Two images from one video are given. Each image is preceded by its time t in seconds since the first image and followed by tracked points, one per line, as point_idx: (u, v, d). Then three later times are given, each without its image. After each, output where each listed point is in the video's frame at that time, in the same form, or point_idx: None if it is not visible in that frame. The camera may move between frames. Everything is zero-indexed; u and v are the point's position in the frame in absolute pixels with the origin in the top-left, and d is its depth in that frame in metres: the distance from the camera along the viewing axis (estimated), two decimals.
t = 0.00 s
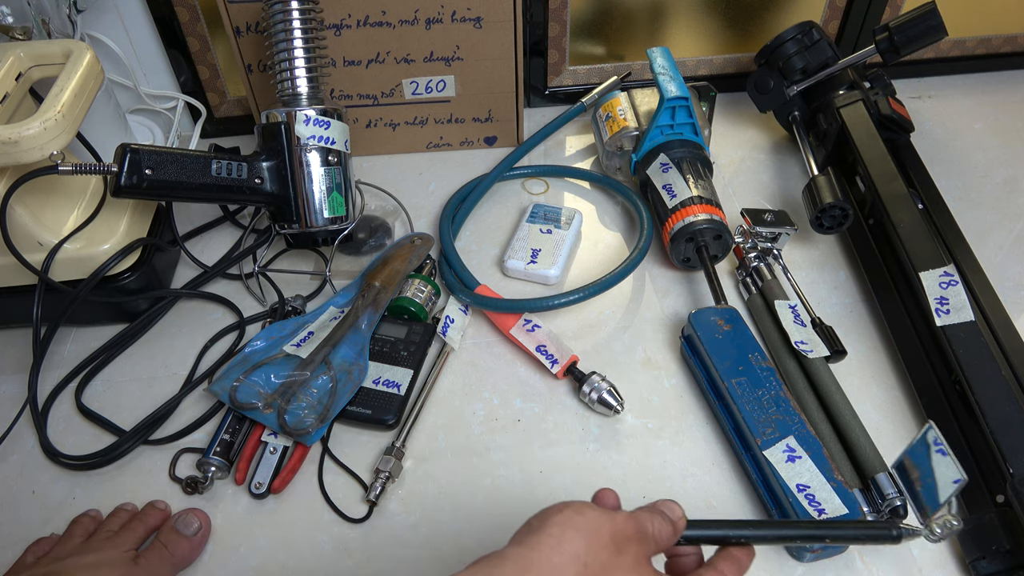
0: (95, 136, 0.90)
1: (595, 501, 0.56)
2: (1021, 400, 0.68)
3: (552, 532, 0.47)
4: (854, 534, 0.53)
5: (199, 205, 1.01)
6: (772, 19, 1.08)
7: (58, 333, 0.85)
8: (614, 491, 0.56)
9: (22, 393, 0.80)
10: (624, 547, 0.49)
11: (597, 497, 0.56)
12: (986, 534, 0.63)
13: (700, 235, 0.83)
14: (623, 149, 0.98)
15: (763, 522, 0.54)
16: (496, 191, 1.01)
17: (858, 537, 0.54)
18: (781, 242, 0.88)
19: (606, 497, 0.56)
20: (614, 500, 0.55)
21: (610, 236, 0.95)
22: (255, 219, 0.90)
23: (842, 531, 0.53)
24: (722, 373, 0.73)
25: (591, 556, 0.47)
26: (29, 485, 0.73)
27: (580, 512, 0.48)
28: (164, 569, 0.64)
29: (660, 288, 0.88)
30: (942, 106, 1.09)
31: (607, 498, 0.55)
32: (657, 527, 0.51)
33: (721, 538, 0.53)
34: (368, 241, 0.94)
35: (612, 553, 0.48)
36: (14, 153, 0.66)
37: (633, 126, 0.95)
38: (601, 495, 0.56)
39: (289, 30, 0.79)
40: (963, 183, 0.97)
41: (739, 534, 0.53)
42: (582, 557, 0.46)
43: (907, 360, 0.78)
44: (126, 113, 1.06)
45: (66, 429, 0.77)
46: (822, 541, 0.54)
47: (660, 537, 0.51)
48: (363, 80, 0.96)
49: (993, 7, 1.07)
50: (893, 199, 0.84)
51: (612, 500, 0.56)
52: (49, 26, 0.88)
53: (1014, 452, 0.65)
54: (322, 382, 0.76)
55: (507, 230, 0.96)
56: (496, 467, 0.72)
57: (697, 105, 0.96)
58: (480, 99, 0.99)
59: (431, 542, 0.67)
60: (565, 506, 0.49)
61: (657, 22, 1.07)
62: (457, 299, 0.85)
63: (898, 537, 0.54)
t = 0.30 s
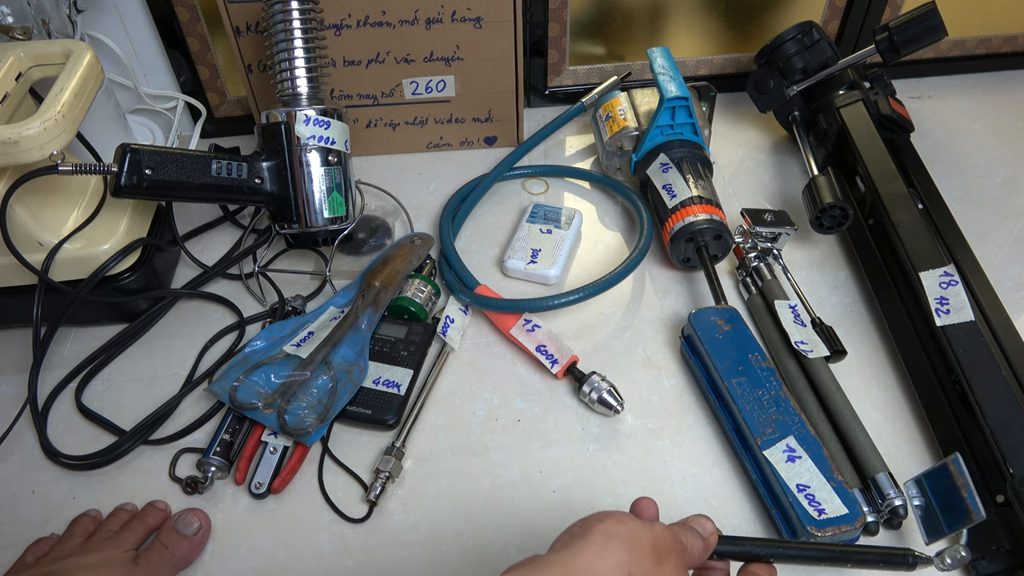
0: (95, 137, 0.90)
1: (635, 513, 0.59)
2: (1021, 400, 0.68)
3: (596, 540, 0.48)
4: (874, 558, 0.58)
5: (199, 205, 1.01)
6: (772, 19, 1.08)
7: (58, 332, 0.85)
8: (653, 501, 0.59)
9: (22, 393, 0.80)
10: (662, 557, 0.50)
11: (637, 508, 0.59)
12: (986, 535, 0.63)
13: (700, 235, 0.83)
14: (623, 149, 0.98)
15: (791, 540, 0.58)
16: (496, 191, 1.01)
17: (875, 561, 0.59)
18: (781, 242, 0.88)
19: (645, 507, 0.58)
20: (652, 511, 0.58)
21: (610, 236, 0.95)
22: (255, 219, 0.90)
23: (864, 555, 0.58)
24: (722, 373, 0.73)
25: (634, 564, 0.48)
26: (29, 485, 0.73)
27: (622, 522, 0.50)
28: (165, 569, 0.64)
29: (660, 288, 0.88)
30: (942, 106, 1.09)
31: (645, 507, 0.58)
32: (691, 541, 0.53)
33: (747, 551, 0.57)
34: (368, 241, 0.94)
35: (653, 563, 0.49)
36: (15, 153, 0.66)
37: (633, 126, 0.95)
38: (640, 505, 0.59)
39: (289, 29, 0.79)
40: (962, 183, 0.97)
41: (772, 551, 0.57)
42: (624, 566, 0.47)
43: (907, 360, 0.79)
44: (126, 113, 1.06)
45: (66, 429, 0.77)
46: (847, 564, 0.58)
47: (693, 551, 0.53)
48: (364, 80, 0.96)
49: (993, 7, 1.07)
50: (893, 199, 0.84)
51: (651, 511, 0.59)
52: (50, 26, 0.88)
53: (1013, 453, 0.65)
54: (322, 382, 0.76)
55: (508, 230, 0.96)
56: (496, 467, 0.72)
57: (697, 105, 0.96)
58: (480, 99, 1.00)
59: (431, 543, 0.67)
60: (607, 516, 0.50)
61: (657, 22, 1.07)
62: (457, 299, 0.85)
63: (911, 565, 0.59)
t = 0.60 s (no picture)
0: (95, 137, 0.90)
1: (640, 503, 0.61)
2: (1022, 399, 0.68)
3: (612, 530, 0.50)
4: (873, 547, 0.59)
5: (199, 205, 1.01)
6: (772, 19, 1.08)
7: (58, 332, 0.85)
8: (657, 493, 0.62)
9: (22, 393, 0.80)
10: (675, 545, 0.52)
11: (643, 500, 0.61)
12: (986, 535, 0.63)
13: (700, 235, 0.83)
14: (623, 149, 0.98)
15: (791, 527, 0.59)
16: (496, 191, 1.01)
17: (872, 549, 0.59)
18: (781, 242, 0.88)
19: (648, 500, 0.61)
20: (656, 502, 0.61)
21: (610, 236, 0.95)
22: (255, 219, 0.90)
23: (861, 543, 0.59)
24: (722, 373, 0.73)
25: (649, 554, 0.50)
26: (29, 485, 0.73)
27: (635, 512, 0.52)
28: (165, 569, 0.64)
29: (660, 288, 0.88)
30: (942, 106, 1.09)
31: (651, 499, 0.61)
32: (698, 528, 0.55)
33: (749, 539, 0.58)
34: (367, 241, 0.94)
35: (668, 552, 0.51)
36: (15, 153, 0.66)
37: (633, 126, 0.95)
38: (645, 497, 0.61)
39: (289, 29, 0.79)
40: (962, 183, 0.97)
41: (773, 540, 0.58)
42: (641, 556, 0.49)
43: (907, 360, 0.79)
44: (126, 113, 1.06)
45: (66, 429, 0.77)
46: (844, 552, 0.58)
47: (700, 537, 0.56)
48: (364, 80, 0.96)
49: (993, 7, 1.07)
50: (893, 199, 0.84)
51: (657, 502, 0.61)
52: (49, 26, 0.87)
53: (1014, 452, 0.65)
54: (322, 382, 0.76)
55: (508, 230, 0.96)
56: (497, 467, 0.72)
57: (697, 105, 0.96)
58: (480, 99, 0.99)
59: (431, 542, 0.67)
60: (621, 507, 0.52)
61: (657, 22, 1.07)
62: (457, 298, 0.85)
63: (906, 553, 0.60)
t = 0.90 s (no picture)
0: (95, 137, 0.90)
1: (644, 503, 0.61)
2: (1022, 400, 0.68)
3: (620, 530, 0.51)
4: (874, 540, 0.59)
5: (199, 205, 1.01)
6: (772, 19, 1.08)
7: (58, 332, 0.85)
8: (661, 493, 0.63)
9: (22, 393, 0.80)
10: (681, 540, 0.53)
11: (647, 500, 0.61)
12: (986, 535, 0.63)
13: (700, 235, 0.83)
14: (623, 149, 0.98)
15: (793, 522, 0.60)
16: (496, 191, 1.01)
17: (871, 542, 0.58)
18: (781, 242, 0.88)
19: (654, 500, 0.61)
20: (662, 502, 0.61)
21: (610, 236, 0.95)
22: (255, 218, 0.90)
23: (860, 535, 0.58)
24: (722, 373, 0.73)
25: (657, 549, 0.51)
26: (28, 485, 0.73)
27: (642, 510, 0.53)
28: (165, 569, 0.64)
29: (660, 289, 0.88)
30: (943, 106, 1.09)
31: (655, 498, 0.61)
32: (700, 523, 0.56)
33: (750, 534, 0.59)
34: (367, 241, 0.94)
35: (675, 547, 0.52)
36: (15, 153, 0.66)
37: (633, 126, 0.95)
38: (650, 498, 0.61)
39: (289, 29, 0.79)
40: (962, 183, 0.97)
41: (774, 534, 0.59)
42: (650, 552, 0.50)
43: (907, 360, 0.79)
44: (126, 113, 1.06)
45: (66, 429, 0.77)
46: (843, 545, 0.58)
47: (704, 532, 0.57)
48: (364, 80, 0.96)
49: (993, 7, 1.07)
50: (893, 199, 0.84)
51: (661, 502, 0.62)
52: (49, 26, 0.88)
53: (1014, 452, 0.64)
54: (322, 382, 0.76)
55: (508, 230, 0.96)
56: (497, 467, 0.72)
57: (697, 105, 0.96)
58: (480, 99, 1.00)
59: (431, 542, 0.67)
60: (627, 506, 0.53)
61: (657, 22, 1.07)
62: (457, 298, 0.85)
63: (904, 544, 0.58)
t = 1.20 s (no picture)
0: (96, 137, 0.90)
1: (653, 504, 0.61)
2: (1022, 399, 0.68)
3: (630, 536, 0.51)
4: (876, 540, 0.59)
5: (199, 205, 1.01)
6: (771, 19, 1.08)
7: (58, 332, 0.85)
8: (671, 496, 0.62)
9: (22, 393, 0.80)
10: (691, 545, 0.53)
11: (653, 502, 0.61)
12: (986, 535, 0.63)
13: (700, 235, 0.83)
14: (623, 149, 0.98)
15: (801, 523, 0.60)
16: (496, 191, 1.01)
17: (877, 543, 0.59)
18: (781, 242, 0.88)
19: (661, 501, 0.60)
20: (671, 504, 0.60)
21: (610, 236, 0.95)
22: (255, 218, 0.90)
23: (866, 537, 0.59)
24: (722, 373, 0.73)
25: (667, 556, 0.51)
26: (29, 485, 0.73)
27: (650, 516, 0.53)
28: (165, 569, 0.64)
29: (660, 289, 0.88)
30: (943, 106, 1.09)
31: (664, 501, 0.60)
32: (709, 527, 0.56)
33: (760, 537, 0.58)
34: (367, 241, 0.94)
35: (686, 553, 0.52)
36: (15, 153, 0.66)
37: (633, 126, 0.95)
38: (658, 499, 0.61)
39: (289, 29, 0.79)
40: (962, 183, 0.97)
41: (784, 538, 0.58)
42: (660, 560, 0.50)
43: (907, 360, 0.79)
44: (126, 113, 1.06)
45: (66, 428, 0.77)
46: (849, 546, 0.59)
47: (713, 536, 0.57)
48: (364, 80, 0.97)
49: (993, 7, 1.07)
50: (893, 199, 0.84)
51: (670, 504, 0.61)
52: (49, 26, 0.87)
53: (1013, 452, 0.65)
54: (322, 382, 0.76)
55: (508, 230, 0.96)
56: (497, 467, 0.72)
57: (697, 105, 0.96)
58: (480, 99, 1.00)
59: (431, 542, 0.67)
60: (637, 511, 0.53)
61: (657, 22, 1.07)
62: (457, 298, 0.85)
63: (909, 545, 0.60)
